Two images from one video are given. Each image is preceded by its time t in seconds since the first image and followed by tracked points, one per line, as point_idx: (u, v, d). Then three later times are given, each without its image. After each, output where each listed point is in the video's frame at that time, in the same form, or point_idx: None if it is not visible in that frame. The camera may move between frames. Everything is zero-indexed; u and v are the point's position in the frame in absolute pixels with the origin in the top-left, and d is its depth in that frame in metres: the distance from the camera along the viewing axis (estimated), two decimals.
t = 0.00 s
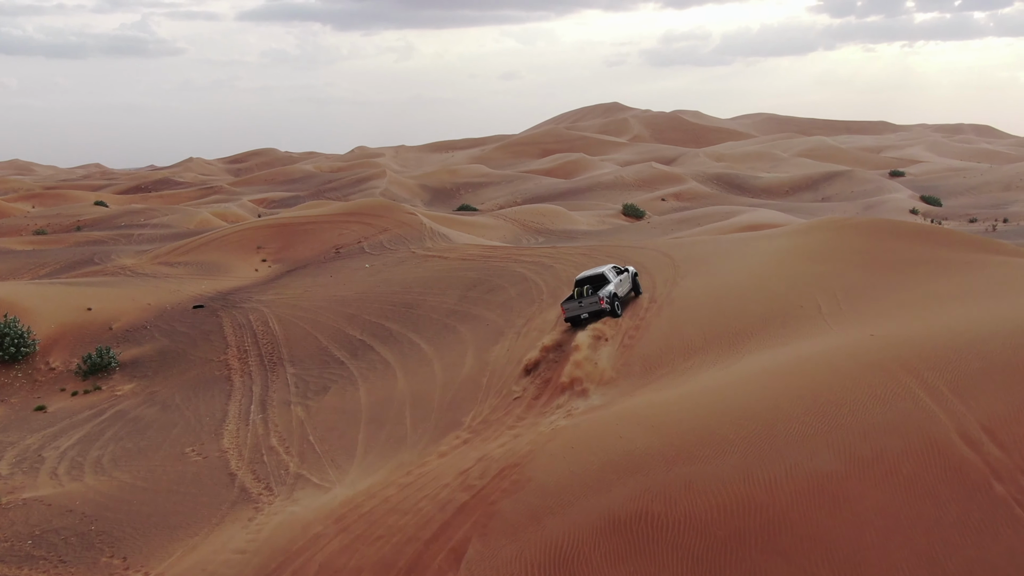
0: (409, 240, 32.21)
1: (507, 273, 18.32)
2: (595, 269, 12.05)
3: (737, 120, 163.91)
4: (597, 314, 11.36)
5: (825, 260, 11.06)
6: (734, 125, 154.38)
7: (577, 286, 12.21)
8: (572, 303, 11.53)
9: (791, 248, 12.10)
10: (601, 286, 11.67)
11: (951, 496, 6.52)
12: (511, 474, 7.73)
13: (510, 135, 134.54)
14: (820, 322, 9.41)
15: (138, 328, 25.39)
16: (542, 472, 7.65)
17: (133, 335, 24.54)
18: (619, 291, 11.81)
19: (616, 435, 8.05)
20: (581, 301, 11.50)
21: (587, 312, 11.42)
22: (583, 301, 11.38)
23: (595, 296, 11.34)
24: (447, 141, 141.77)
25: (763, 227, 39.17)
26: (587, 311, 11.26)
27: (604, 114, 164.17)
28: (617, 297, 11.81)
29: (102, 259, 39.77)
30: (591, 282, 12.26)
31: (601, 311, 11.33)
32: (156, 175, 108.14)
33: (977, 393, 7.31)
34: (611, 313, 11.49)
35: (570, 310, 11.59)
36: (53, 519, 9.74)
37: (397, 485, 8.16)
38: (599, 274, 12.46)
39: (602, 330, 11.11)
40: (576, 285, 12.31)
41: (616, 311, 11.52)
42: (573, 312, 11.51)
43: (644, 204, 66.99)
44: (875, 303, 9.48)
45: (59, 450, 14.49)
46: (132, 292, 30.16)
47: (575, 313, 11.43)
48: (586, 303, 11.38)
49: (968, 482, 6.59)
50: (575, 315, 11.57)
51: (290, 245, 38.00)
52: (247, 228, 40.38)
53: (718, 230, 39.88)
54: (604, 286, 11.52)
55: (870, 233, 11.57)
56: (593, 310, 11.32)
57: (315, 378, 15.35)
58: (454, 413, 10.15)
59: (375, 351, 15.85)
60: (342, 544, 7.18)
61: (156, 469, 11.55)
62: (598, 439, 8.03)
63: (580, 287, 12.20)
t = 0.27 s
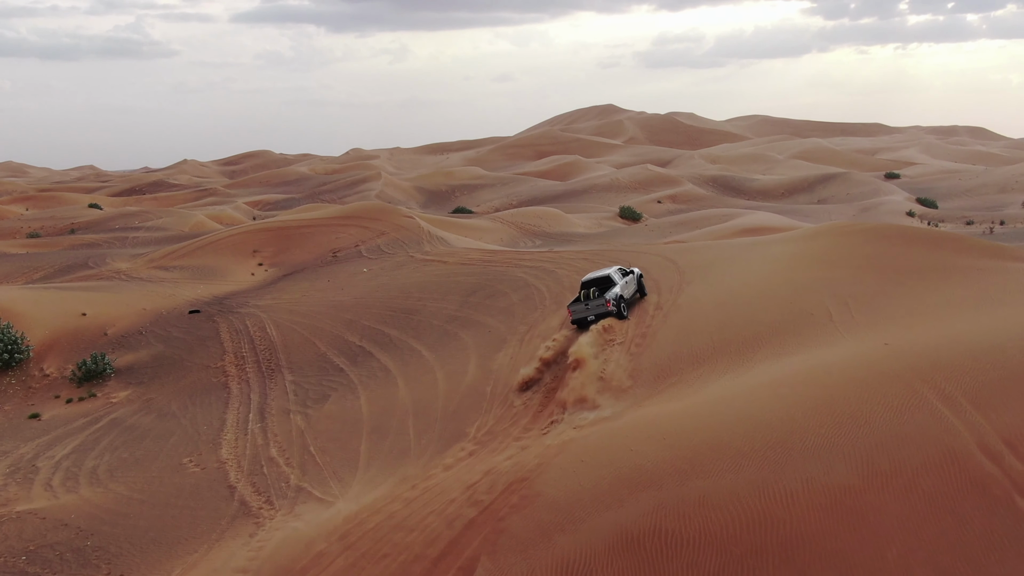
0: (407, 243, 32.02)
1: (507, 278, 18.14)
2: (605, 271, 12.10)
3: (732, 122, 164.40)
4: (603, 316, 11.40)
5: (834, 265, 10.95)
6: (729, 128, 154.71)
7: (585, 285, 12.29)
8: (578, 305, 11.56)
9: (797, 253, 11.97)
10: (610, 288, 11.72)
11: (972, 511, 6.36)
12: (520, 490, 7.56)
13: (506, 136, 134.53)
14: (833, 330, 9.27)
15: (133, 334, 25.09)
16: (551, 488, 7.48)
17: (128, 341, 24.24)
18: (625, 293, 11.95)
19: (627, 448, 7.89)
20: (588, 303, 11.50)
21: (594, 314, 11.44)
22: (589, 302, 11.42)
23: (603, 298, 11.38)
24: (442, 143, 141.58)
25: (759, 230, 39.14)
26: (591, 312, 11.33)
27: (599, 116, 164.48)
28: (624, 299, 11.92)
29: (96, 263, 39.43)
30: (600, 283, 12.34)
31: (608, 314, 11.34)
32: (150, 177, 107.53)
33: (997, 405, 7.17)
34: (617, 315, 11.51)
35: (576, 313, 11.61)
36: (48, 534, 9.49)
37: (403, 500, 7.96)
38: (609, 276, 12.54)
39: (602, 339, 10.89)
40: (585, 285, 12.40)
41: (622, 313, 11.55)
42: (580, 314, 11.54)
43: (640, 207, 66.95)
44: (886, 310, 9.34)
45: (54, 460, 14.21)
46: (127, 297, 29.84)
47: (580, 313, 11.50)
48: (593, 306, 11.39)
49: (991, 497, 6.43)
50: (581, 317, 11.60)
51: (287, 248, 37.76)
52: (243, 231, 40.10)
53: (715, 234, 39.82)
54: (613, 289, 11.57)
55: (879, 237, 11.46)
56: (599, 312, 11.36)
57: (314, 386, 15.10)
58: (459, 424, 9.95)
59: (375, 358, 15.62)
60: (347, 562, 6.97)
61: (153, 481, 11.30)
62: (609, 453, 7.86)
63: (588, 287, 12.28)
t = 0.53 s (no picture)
0: (406, 246, 31.79)
1: (510, 281, 17.95)
2: (612, 269, 12.20)
3: (728, 123, 164.60)
4: (610, 316, 11.54)
5: (845, 270, 10.82)
6: (726, 128, 154.69)
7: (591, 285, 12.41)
8: (585, 305, 11.70)
9: (807, 258, 11.84)
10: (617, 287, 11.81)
11: (998, 522, 6.19)
12: (530, 503, 7.40)
13: (502, 137, 134.47)
14: (845, 338, 9.13)
15: (130, 338, 24.84)
16: (563, 501, 7.31)
17: (125, 345, 24.00)
18: (631, 293, 12.03)
19: (639, 459, 7.74)
20: (596, 304, 11.64)
21: (601, 315, 11.57)
22: (597, 302, 11.53)
23: (610, 299, 11.50)
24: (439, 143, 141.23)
25: (760, 232, 38.96)
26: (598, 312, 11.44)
27: (595, 116, 164.54)
28: (630, 299, 12.02)
29: (92, 265, 39.13)
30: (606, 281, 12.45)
31: (615, 314, 11.47)
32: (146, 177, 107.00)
33: (1017, 415, 7.03)
34: (624, 315, 11.63)
35: (584, 313, 11.73)
36: (44, 547, 9.28)
37: (409, 515, 7.79)
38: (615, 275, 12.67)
39: (607, 348, 10.70)
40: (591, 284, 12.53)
41: (629, 313, 11.66)
42: (587, 314, 11.67)
43: (638, 208, 66.77)
44: (900, 317, 9.22)
45: (50, 469, 13.98)
46: (123, 300, 29.58)
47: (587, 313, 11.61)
48: (600, 306, 11.52)
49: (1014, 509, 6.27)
50: (589, 317, 11.75)
51: (285, 250, 37.53)
52: (241, 233, 39.82)
53: (715, 235, 39.62)
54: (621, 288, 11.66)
55: (889, 241, 11.33)
56: (606, 312, 11.48)
57: (314, 393, 14.89)
58: (464, 433, 9.76)
59: (376, 364, 15.40)
60: None
61: (151, 492, 11.09)
62: (620, 464, 7.70)
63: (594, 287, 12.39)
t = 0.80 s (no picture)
0: (405, 248, 31.59)
1: (512, 285, 17.78)
2: (617, 270, 12.32)
3: (725, 123, 164.90)
4: (617, 316, 11.65)
5: (857, 275, 10.65)
6: (723, 128, 154.75)
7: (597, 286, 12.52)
8: (592, 305, 11.78)
9: (815, 262, 11.70)
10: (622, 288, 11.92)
11: None
12: (541, 518, 7.22)
13: (499, 138, 134.46)
14: (860, 346, 8.95)
15: (127, 342, 24.57)
16: (574, 516, 7.12)
17: (121, 350, 23.72)
18: (637, 293, 12.14)
19: (652, 471, 7.55)
20: (602, 303, 11.74)
21: (607, 314, 11.67)
22: (603, 302, 11.63)
23: (616, 299, 11.60)
24: (435, 144, 140.95)
25: (758, 233, 38.88)
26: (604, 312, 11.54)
27: (592, 117, 164.65)
28: (636, 299, 12.13)
29: (88, 267, 38.82)
30: (611, 283, 12.57)
31: (622, 314, 11.58)
32: (142, 178, 106.44)
33: None
34: (631, 315, 11.74)
35: (590, 312, 11.82)
36: (40, 561, 9.05)
37: (417, 530, 7.61)
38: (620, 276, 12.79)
39: (614, 354, 10.56)
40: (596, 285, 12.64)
41: (636, 313, 11.77)
42: (594, 314, 11.76)
43: (636, 209, 66.67)
44: (915, 324, 9.05)
45: (46, 477, 13.73)
46: (120, 303, 29.29)
47: (593, 313, 11.70)
48: (607, 306, 11.63)
49: None
50: (595, 317, 11.85)
51: (282, 252, 37.31)
52: (238, 235, 39.56)
53: (714, 237, 39.52)
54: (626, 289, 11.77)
55: (901, 245, 11.17)
56: (613, 312, 11.57)
57: (315, 399, 14.67)
58: (470, 443, 9.58)
59: (377, 369, 15.19)
60: None
61: (149, 503, 10.85)
62: (633, 476, 7.51)
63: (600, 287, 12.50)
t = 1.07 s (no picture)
0: (404, 250, 31.39)
1: (514, 288, 17.59)
2: (624, 269, 12.39)
3: (722, 124, 165.02)
4: (624, 315, 11.72)
5: (870, 280, 10.46)
6: (720, 129, 154.78)
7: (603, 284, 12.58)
8: (599, 305, 11.83)
9: (826, 268, 11.52)
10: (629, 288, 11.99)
11: None
12: (553, 534, 7.05)
13: (497, 139, 134.34)
14: (877, 354, 8.75)
15: (125, 346, 24.31)
16: (588, 532, 6.93)
17: (119, 354, 23.46)
18: (643, 293, 12.21)
19: (665, 483, 7.36)
20: (609, 303, 11.82)
21: (614, 314, 11.73)
22: (610, 302, 11.69)
23: (623, 299, 11.67)
24: (432, 144, 140.68)
25: (758, 234, 38.79)
26: (611, 312, 11.61)
27: (589, 117, 164.64)
28: (642, 299, 12.21)
29: (84, 270, 38.52)
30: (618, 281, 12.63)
31: (629, 313, 11.65)
32: (138, 179, 105.97)
33: None
34: (637, 314, 11.81)
35: (597, 312, 11.87)
36: None
37: (424, 546, 7.44)
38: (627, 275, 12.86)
39: (621, 361, 10.41)
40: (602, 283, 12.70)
41: (642, 312, 11.86)
42: (600, 313, 11.81)
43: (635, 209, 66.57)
44: (932, 330, 8.86)
45: (42, 486, 13.49)
46: (117, 307, 29.02)
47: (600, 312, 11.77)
48: (614, 305, 11.70)
49: None
50: (602, 317, 11.91)
51: (281, 254, 37.07)
52: (235, 237, 39.30)
53: (714, 238, 39.42)
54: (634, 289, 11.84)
55: (916, 250, 10.98)
56: (620, 312, 11.65)
57: (316, 406, 14.45)
58: (477, 452, 9.40)
59: (379, 376, 14.97)
60: None
61: (148, 514, 10.62)
62: (646, 489, 7.32)
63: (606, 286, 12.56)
